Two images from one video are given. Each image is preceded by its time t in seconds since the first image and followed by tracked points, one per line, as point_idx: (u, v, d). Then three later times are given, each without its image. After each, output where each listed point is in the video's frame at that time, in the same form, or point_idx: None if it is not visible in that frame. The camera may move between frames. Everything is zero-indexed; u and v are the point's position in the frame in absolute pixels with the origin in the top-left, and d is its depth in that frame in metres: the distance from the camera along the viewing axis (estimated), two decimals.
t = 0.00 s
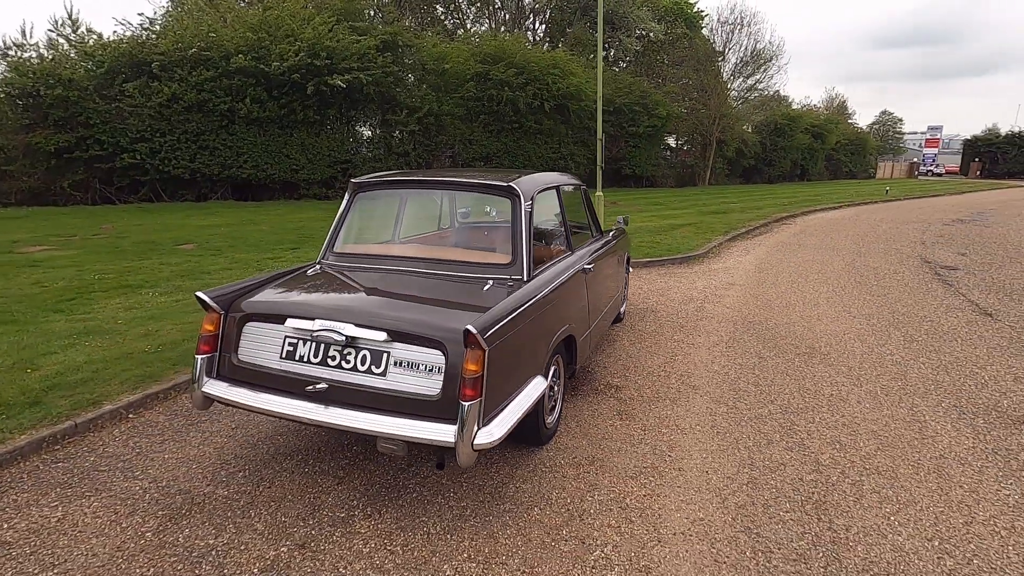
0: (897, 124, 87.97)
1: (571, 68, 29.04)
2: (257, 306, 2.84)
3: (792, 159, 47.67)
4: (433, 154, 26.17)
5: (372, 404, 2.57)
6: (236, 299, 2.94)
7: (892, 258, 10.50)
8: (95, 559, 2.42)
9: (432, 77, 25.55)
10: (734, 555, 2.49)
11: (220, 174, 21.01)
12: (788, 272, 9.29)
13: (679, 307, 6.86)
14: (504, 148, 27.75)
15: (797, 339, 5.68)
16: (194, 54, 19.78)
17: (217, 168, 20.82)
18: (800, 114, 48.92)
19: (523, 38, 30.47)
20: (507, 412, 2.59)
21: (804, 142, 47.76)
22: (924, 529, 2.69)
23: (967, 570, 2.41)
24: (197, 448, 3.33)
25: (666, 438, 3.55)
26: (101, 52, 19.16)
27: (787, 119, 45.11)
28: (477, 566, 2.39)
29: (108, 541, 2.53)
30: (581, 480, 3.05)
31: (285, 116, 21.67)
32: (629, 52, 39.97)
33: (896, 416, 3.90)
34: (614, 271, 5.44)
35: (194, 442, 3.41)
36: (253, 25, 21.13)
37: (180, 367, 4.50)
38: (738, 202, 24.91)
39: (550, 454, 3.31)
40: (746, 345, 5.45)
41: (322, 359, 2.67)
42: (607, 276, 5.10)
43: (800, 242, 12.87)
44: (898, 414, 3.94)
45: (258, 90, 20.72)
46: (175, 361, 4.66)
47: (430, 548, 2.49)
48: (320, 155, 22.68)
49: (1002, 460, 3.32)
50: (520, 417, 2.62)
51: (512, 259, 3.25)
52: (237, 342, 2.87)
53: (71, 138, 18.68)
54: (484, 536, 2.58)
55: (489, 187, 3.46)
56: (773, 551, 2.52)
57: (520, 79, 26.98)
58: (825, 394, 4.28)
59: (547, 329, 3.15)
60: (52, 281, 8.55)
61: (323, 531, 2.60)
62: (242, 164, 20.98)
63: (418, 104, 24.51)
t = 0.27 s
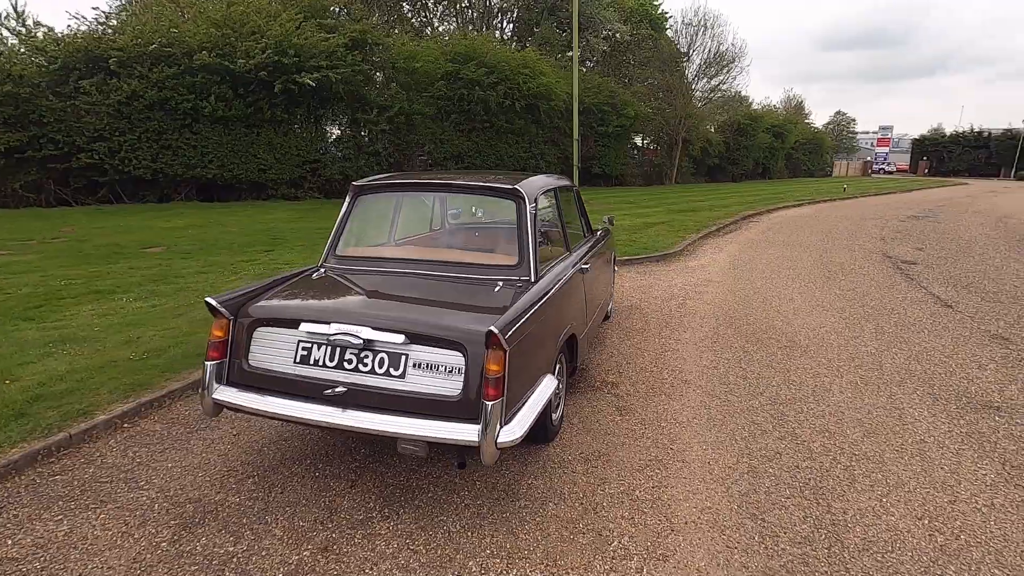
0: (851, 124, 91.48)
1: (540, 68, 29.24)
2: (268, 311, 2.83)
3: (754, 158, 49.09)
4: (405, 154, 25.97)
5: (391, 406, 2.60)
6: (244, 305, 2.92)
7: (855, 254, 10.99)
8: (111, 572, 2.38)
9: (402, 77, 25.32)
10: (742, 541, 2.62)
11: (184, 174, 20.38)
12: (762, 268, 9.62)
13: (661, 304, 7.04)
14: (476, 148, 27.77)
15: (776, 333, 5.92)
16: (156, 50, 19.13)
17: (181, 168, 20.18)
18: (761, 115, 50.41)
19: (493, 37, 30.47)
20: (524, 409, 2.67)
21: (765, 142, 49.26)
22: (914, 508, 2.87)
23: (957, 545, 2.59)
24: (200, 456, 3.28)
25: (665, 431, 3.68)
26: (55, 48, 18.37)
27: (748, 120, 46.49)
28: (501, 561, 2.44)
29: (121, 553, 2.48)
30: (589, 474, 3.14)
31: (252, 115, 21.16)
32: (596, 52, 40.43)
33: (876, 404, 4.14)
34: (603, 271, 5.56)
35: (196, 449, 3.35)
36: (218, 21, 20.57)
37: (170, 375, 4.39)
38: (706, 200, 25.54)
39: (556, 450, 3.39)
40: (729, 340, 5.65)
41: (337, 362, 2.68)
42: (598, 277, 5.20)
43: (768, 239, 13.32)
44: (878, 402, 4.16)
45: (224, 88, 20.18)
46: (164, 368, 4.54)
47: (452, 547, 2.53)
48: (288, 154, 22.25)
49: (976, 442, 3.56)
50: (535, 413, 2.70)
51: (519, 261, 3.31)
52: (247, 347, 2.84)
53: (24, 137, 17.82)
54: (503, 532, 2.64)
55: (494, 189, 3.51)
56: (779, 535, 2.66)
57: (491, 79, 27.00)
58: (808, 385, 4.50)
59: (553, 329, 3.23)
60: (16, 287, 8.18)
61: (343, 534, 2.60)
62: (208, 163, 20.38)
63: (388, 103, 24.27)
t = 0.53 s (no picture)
0: (805, 124, 94.78)
1: (509, 67, 29.29)
2: (278, 311, 2.77)
3: (716, 157, 50.36)
4: (373, 153, 25.61)
5: (410, 405, 2.58)
6: (251, 306, 2.85)
7: (820, 248, 11.42)
8: None
9: (370, 74, 24.82)
10: (757, 526, 2.70)
11: (143, 174, 19.60)
12: (735, 263, 9.90)
13: (644, 300, 7.17)
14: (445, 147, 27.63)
15: (759, 325, 6.11)
16: (110, 45, 18.32)
17: (139, 168, 19.40)
18: (722, 114, 51.75)
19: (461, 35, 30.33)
20: (542, 405, 2.68)
21: (726, 141, 50.63)
22: (910, 488, 3.01)
23: (954, 521, 2.74)
24: (201, 463, 3.17)
25: (667, 422, 3.76)
26: None
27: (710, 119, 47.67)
28: (527, 556, 2.46)
29: (133, 565, 2.39)
30: (600, 467, 3.18)
31: (214, 113, 20.51)
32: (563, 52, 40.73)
33: (861, 391, 4.32)
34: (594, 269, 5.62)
35: (196, 457, 3.24)
36: (176, 16, 19.84)
37: (156, 381, 4.23)
38: (672, 198, 26.09)
39: (565, 444, 3.42)
40: (715, 333, 5.80)
41: (353, 362, 2.64)
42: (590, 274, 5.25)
43: (737, 235, 13.71)
44: (863, 388, 4.34)
45: (184, 85, 19.49)
46: (149, 374, 4.37)
47: (476, 544, 2.53)
48: (253, 154, 21.67)
49: (957, 424, 3.76)
50: (554, 408, 2.72)
51: (527, 257, 3.32)
52: (256, 349, 2.77)
53: None
54: (525, 527, 2.65)
55: (498, 186, 3.53)
56: (790, 518, 2.76)
57: (459, 77, 26.88)
58: (796, 374, 4.66)
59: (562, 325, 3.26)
60: None
61: (364, 536, 2.57)
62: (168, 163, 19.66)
63: (356, 102, 23.88)
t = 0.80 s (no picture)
0: (767, 121, 97.26)
1: (480, 65, 29.19)
2: (298, 314, 2.68)
3: (683, 154, 51.25)
4: (345, 153, 25.18)
5: (442, 406, 2.54)
6: (268, 310, 2.76)
7: (795, 241, 11.74)
8: None
9: (339, 74, 24.43)
10: (784, 513, 2.75)
11: (103, 177, 18.82)
12: (716, 257, 10.09)
13: (636, 296, 7.24)
14: (418, 146, 27.37)
15: (750, 317, 6.23)
16: (65, 42, 17.51)
17: (100, 171, 18.63)
18: (688, 112, 52.68)
19: (431, 33, 30.06)
20: (574, 401, 2.69)
21: (693, 138, 51.59)
22: (921, 470, 3.12)
23: (967, 500, 2.85)
24: (214, 475, 3.06)
25: (679, 416, 3.80)
26: None
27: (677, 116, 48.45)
28: (566, 554, 2.45)
29: None
30: (622, 462, 3.19)
31: (178, 113, 19.83)
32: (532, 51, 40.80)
33: (858, 378, 4.45)
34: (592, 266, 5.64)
35: (206, 469, 3.12)
36: (135, 12, 19.11)
37: (151, 391, 4.07)
38: (645, 195, 26.44)
39: (583, 440, 3.42)
40: (710, 326, 5.89)
41: (381, 365, 2.59)
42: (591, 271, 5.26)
43: (713, 229, 14.01)
44: (860, 376, 4.48)
45: (146, 85, 18.80)
46: (142, 385, 4.19)
47: (513, 545, 2.50)
48: (220, 155, 21.05)
49: (954, 407, 3.91)
50: (585, 404, 2.72)
51: (544, 254, 3.30)
52: (276, 355, 2.68)
53: None
54: (559, 526, 2.64)
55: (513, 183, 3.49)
56: (814, 505, 2.82)
57: (431, 76, 26.65)
58: (794, 364, 4.77)
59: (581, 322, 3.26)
60: None
61: (398, 542, 2.52)
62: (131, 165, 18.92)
63: (326, 101, 23.42)
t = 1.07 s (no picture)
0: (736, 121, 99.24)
1: (456, 65, 29.08)
2: (316, 320, 2.64)
3: (657, 153, 51.93)
4: (320, 152, 24.77)
5: (468, 411, 2.53)
6: (286, 316, 2.71)
7: (773, 239, 12.03)
8: None
9: (313, 73, 23.99)
10: (800, 507, 2.83)
11: (68, 178, 18.12)
12: (700, 256, 10.26)
13: (627, 295, 7.31)
14: (394, 146, 27.13)
15: (741, 315, 6.36)
16: (25, 38, 16.80)
17: (64, 171, 17.93)
18: (661, 112, 53.44)
19: (406, 32, 29.80)
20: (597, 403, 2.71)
21: (666, 137, 52.31)
22: (922, 461, 3.24)
23: (969, 489, 2.97)
24: (226, 486, 2.99)
25: (687, 414, 3.86)
26: None
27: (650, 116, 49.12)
28: (595, 555, 2.47)
29: None
30: (637, 462, 3.23)
31: (147, 111, 19.23)
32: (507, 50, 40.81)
33: (852, 373, 4.59)
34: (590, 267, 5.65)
35: (217, 481, 3.04)
36: (100, 8, 18.49)
37: (149, 400, 3.95)
38: (622, 194, 26.71)
39: (596, 441, 3.45)
40: (703, 324, 5.99)
41: (404, 371, 2.57)
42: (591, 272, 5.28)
43: (692, 228, 14.25)
44: (853, 371, 4.63)
45: (113, 83, 18.19)
46: (137, 394, 4.06)
47: (542, 547, 2.52)
48: (191, 155, 20.49)
49: (944, 399, 4.07)
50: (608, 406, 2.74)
51: (557, 256, 3.31)
52: (295, 362, 2.63)
53: None
54: (584, 527, 2.66)
55: (523, 187, 3.48)
56: (827, 498, 2.90)
57: (407, 75, 26.44)
58: (789, 361, 4.89)
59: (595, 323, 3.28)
60: None
61: (426, 548, 2.50)
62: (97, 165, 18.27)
63: (301, 100, 23.00)
